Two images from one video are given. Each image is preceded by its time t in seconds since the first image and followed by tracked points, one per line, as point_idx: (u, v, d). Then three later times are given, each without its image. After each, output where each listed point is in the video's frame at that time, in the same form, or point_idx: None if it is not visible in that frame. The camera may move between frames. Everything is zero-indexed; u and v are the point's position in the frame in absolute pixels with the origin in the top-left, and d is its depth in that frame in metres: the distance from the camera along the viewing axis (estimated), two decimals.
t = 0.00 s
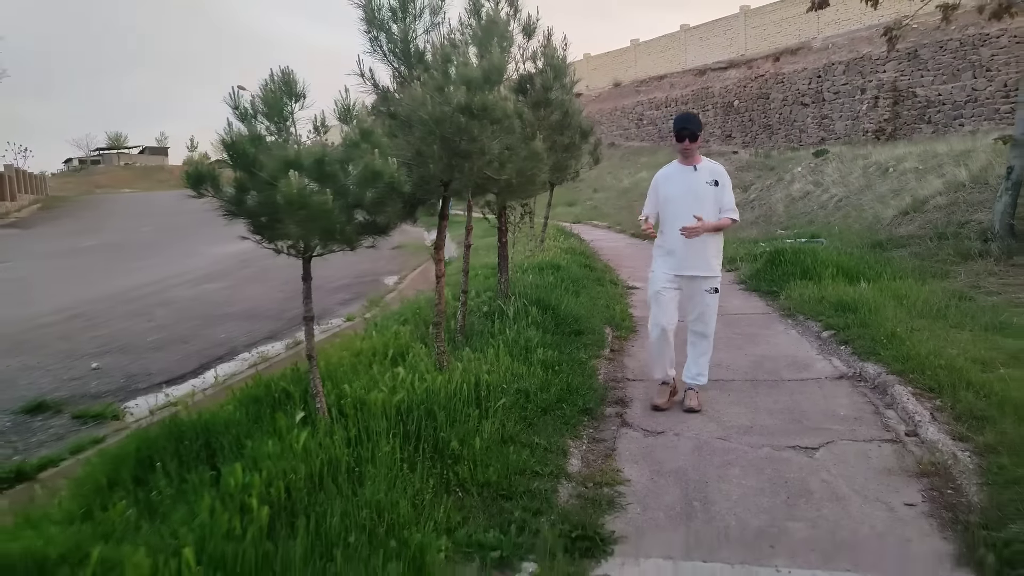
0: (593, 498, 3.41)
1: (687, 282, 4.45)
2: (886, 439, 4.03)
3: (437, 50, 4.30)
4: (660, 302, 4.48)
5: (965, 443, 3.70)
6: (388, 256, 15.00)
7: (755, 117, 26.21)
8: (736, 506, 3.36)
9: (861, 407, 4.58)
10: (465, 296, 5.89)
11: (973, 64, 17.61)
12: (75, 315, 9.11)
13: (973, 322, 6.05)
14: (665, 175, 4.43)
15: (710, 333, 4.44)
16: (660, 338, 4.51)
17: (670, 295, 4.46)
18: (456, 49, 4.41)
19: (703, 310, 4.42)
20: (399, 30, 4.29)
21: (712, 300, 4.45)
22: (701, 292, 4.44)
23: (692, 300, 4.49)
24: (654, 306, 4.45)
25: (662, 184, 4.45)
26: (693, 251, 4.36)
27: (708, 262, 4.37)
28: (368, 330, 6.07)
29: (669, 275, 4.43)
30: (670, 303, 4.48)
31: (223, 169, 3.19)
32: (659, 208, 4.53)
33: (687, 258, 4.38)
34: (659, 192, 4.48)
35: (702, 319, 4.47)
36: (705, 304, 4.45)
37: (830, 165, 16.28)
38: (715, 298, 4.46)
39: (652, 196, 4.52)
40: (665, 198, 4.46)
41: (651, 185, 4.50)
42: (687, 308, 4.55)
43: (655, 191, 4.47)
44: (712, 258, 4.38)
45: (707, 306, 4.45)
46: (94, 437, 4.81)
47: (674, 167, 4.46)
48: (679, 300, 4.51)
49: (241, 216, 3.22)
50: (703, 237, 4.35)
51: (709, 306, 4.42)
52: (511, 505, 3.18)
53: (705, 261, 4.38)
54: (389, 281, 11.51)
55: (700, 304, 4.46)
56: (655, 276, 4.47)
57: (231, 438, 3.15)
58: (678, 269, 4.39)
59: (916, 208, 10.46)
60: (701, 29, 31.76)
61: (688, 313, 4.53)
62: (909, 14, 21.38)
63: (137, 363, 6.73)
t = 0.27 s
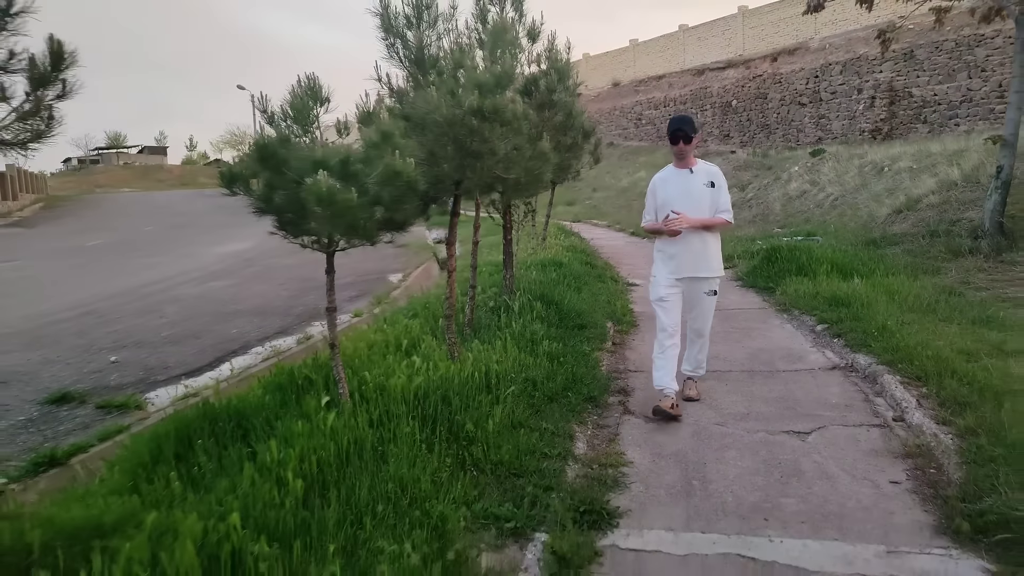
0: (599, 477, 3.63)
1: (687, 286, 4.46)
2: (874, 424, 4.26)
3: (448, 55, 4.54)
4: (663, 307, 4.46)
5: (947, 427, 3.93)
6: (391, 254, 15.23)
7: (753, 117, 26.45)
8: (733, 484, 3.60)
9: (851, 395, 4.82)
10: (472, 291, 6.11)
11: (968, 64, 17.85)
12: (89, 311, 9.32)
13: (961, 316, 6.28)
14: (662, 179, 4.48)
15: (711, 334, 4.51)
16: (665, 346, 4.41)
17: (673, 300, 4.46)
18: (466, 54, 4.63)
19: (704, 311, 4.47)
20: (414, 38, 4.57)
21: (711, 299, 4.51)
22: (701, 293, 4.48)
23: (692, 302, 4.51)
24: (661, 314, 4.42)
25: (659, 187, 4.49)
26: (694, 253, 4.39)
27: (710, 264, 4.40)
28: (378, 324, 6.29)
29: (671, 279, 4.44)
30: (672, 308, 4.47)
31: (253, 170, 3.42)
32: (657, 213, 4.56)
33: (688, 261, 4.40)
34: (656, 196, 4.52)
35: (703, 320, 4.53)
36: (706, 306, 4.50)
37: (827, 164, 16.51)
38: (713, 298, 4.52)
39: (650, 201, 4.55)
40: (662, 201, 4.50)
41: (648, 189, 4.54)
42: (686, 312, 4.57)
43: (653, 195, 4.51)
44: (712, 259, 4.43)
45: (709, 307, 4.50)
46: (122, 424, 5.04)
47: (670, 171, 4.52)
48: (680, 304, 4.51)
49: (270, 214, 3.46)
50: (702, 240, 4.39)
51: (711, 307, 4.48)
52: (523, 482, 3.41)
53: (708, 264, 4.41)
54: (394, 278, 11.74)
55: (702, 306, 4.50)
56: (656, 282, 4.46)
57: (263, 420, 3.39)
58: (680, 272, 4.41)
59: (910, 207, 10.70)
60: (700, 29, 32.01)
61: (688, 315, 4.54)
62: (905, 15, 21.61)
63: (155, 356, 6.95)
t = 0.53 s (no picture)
0: (603, 458, 3.87)
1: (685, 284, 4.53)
2: (862, 410, 4.50)
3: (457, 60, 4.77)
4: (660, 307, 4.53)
5: (930, 411, 4.17)
6: (393, 252, 15.45)
7: (750, 117, 26.71)
8: (728, 464, 3.84)
9: (841, 384, 5.06)
10: (478, 286, 6.34)
11: (962, 65, 18.11)
12: (101, 308, 9.55)
13: (949, 310, 6.52)
14: (655, 176, 4.54)
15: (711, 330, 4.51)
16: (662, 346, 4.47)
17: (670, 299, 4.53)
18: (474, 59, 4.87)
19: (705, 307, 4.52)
20: (426, 45, 4.83)
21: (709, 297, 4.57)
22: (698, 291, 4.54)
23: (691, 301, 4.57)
24: (656, 312, 4.48)
25: (652, 184, 4.55)
26: (690, 251, 4.47)
27: (705, 261, 4.48)
28: (387, 318, 6.52)
29: (667, 278, 4.51)
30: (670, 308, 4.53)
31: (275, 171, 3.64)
32: (649, 209, 4.62)
33: (686, 259, 4.47)
34: (649, 193, 4.57)
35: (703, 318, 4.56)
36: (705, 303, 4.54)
37: (822, 164, 16.77)
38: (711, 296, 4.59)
39: (642, 198, 4.61)
40: (656, 199, 4.56)
41: (640, 185, 4.59)
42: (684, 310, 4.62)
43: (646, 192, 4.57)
44: (707, 256, 4.51)
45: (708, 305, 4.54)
46: (145, 413, 5.28)
47: (662, 167, 4.57)
48: (678, 304, 4.57)
49: (291, 212, 3.68)
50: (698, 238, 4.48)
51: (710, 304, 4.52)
52: (531, 462, 3.64)
53: (703, 261, 4.49)
54: (398, 276, 11.96)
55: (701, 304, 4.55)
56: (654, 280, 4.53)
57: (288, 403, 3.62)
58: (677, 270, 4.48)
59: (902, 205, 10.95)
60: (697, 30, 32.28)
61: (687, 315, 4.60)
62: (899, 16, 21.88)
63: (170, 351, 7.17)
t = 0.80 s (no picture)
0: (602, 442, 4.10)
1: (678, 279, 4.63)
2: (849, 398, 4.74)
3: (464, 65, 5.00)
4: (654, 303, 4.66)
5: (912, 398, 4.40)
6: (396, 252, 15.69)
7: (748, 117, 26.94)
8: (721, 447, 4.07)
9: (830, 374, 5.29)
10: (482, 281, 6.57)
11: (957, 66, 18.34)
12: (112, 304, 9.77)
13: (937, 304, 6.75)
14: (654, 171, 4.62)
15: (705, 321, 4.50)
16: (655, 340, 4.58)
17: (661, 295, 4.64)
18: (479, 64, 5.10)
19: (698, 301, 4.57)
20: (433, 51, 5.05)
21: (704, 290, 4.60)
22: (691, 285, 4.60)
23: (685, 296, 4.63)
24: (647, 307, 4.61)
25: (650, 180, 4.63)
26: (682, 246, 4.58)
27: (694, 254, 4.58)
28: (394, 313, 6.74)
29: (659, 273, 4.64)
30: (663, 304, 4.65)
31: (293, 170, 3.86)
32: (645, 204, 4.69)
33: (677, 254, 4.59)
34: (647, 188, 4.65)
35: (698, 311, 4.56)
36: (697, 295, 4.57)
37: (818, 163, 17.00)
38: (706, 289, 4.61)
39: (639, 193, 4.68)
40: (653, 195, 4.64)
41: (638, 179, 4.65)
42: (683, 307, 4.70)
43: (643, 187, 4.64)
44: (698, 250, 4.60)
45: (700, 296, 4.56)
46: (163, 402, 5.51)
47: (660, 164, 4.67)
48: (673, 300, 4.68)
49: (308, 210, 3.91)
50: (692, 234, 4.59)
51: (701, 294, 4.54)
52: (536, 444, 3.86)
53: (693, 254, 4.58)
54: (401, 274, 12.20)
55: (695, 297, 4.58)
56: (648, 276, 4.66)
57: (307, 388, 3.84)
58: (668, 266, 4.61)
59: (895, 204, 11.19)
60: (695, 31, 32.52)
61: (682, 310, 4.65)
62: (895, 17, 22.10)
63: (182, 346, 7.40)
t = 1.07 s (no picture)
0: (605, 428, 4.30)
1: (678, 283, 4.57)
2: (841, 387, 4.95)
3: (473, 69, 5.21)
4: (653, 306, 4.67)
5: (901, 387, 4.61)
6: (400, 249, 15.91)
7: (747, 117, 27.14)
8: (718, 432, 4.28)
9: (824, 366, 5.50)
10: (487, 277, 6.78)
11: (954, 66, 18.52)
12: (123, 300, 9.99)
13: (929, 299, 6.95)
14: (660, 174, 4.60)
15: (703, 329, 4.40)
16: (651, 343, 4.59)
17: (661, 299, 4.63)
18: (487, 68, 5.30)
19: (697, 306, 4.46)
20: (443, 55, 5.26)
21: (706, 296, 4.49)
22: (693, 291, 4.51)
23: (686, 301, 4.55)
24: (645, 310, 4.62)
25: (655, 183, 4.61)
26: (682, 251, 4.52)
27: (695, 259, 4.49)
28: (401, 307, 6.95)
29: (658, 277, 4.62)
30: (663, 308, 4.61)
31: (313, 169, 4.08)
32: (650, 208, 4.67)
33: (677, 258, 4.53)
34: (651, 191, 4.64)
35: (697, 318, 4.46)
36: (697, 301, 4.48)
37: (816, 163, 17.20)
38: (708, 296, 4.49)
39: (644, 196, 4.68)
40: (658, 199, 4.62)
41: (643, 182, 4.66)
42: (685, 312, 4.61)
43: (648, 190, 4.63)
44: (700, 256, 4.52)
45: (700, 303, 4.46)
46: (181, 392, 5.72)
47: (668, 167, 4.64)
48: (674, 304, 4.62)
49: (326, 207, 4.11)
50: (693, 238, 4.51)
51: (700, 301, 4.44)
52: (543, 429, 4.06)
53: (693, 260, 4.50)
54: (405, 271, 12.42)
55: (694, 303, 4.49)
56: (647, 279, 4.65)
57: (326, 374, 4.06)
58: (667, 270, 4.57)
59: (891, 203, 11.39)
60: (695, 31, 32.71)
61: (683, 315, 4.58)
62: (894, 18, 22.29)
63: (196, 339, 7.61)
